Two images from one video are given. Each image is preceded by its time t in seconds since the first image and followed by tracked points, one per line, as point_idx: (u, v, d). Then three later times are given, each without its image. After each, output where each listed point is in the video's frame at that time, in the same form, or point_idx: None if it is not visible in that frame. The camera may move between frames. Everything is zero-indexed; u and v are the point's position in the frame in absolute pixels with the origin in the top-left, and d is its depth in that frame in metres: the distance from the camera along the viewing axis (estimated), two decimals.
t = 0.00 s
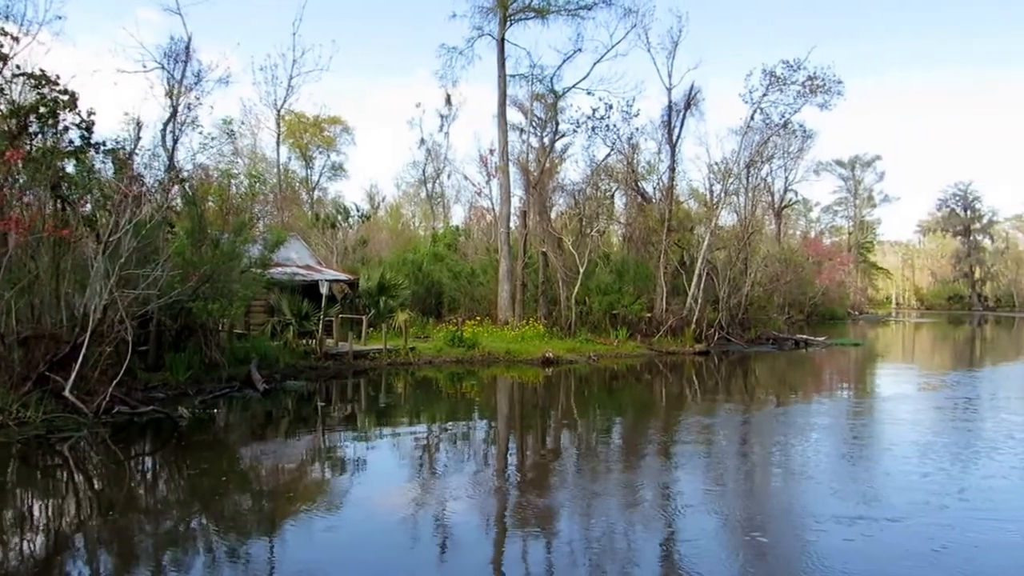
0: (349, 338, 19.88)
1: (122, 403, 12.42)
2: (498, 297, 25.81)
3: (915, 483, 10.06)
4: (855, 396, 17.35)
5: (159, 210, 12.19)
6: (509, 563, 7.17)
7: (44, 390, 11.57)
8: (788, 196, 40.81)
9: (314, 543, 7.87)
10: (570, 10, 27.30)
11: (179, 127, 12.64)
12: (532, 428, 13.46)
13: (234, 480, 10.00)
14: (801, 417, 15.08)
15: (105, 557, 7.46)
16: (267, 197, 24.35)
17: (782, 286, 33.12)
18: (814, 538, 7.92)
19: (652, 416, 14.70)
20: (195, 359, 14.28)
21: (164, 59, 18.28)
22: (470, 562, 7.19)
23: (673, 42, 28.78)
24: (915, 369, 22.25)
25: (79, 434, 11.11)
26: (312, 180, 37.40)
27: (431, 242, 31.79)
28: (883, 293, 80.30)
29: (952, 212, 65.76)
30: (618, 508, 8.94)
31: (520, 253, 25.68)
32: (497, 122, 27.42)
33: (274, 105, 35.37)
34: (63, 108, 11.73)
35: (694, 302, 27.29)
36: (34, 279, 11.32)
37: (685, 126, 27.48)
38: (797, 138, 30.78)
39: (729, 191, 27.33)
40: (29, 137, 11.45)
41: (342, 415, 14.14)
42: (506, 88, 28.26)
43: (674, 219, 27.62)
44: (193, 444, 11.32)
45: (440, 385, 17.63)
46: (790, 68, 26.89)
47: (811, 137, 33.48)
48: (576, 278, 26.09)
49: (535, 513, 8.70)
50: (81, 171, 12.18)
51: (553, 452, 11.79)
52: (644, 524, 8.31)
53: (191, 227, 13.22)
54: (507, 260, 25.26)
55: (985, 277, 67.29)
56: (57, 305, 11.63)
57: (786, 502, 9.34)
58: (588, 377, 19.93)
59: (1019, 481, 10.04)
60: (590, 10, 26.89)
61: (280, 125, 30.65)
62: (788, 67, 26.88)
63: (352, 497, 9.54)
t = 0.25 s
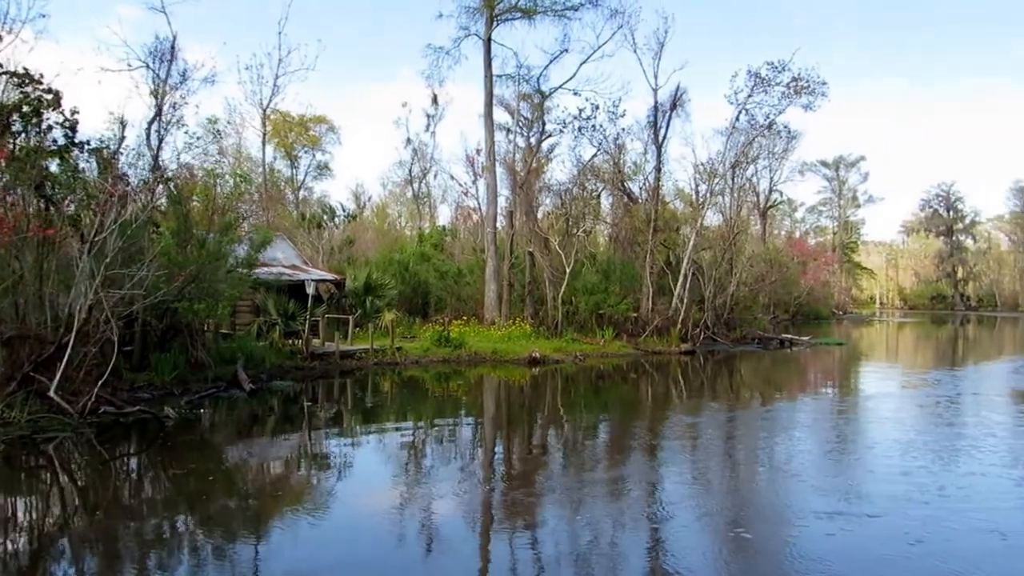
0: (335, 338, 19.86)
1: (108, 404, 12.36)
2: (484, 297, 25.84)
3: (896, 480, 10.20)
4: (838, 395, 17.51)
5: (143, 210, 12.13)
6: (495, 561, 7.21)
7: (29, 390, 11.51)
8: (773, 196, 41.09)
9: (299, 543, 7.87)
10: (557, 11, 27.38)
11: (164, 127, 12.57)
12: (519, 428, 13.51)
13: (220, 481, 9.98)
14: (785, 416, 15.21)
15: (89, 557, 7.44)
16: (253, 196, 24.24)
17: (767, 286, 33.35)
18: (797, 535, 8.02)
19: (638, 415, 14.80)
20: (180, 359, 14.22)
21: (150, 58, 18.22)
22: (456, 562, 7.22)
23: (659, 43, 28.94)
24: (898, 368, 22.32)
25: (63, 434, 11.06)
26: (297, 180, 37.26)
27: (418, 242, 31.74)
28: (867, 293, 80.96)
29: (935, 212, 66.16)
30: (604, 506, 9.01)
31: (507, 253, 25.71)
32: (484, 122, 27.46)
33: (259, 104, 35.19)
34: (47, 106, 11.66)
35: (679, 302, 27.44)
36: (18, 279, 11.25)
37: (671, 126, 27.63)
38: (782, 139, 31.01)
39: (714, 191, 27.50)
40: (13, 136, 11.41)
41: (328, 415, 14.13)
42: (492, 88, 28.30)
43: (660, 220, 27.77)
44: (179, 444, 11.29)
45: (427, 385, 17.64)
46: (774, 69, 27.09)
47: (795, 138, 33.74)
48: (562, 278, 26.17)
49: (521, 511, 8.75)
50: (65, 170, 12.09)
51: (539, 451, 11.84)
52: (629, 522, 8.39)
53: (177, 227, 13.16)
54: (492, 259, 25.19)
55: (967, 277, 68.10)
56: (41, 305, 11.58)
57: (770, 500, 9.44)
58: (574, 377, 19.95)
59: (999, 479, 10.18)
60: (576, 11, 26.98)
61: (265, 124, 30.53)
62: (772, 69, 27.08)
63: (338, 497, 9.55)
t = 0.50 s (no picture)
0: (321, 338, 19.83)
1: (94, 404, 12.33)
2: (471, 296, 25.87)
3: (877, 478, 10.35)
4: (822, 394, 17.68)
5: (128, 210, 12.08)
6: (480, 560, 7.27)
7: (14, 390, 11.46)
8: (759, 197, 41.35)
9: (285, 543, 7.90)
10: (543, 11, 27.46)
11: (150, 126, 12.53)
12: (506, 427, 13.56)
13: (206, 481, 9.98)
14: (770, 414, 15.36)
15: (74, 558, 7.44)
16: (238, 196, 24.16)
17: (752, 286, 33.56)
18: (780, 532, 8.14)
19: (624, 414, 14.90)
20: (166, 359, 14.17)
21: (135, 57, 18.13)
22: (442, 561, 7.26)
23: (645, 44, 29.10)
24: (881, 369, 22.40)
25: (49, 434, 11.02)
26: (282, 179, 37.12)
27: (404, 241, 31.69)
28: (851, 293, 81.61)
29: (919, 212, 66.41)
30: (589, 505, 9.09)
31: (493, 253, 25.75)
32: (470, 122, 27.50)
33: (244, 103, 35.01)
34: (31, 105, 11.61)
35: (665, 301, 27.59)
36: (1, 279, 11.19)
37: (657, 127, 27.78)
38: (767, 140, 31.25)
39: (700, 191, 27.67)
40: None
41: (314, 415, 14.13)
42: (479, 88, 28.36)
43: (646, 220, 27.91)
44: (165, 444, 11.27)
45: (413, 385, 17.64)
46: (759, 70, 27.30)
47: (780, 139, 33.99)
48: (549, 277, 26.25)
49: (508, 510, 8.82)
50: (50, 169, 12.03)
51: (526, 450, 11.91)
52: (614, 520, 8.47)
53: (163, 226, 13.12)
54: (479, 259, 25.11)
55: (951, 277, 68.94)
56: (26, 305, 11.53)
57: (753, 497, 9.55)
58: (560, 377, 20.00)
59: (978, 477, 10.34)
60: (562, 12, 27.06)
61: (250, 123, 30.41)
62: (758, 70, 27.29)
63: (323, 497, 9.56)
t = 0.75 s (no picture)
0: (308, 338, 19.81)
1: (80, 404, 12.29)
2: (457, 296, 25.89)
3: (859, 475, 10.50)
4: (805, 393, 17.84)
5: (114, 210, 12.03)
6: (466, 559, 7.32)
7: None
8: (745, 197, 41.61)
9: (270, 543, 7.91)
10: (529, 11, 27.52)
11: (135, 125, 12.47)
12: (492, 427, 13.62)
13: (192, 481, 9.98)
14: (754, 413, 15.49)
15: (59, 558, 7.43)
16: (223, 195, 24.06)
17: (737, 286, 33.78)
18: (763, 529, 8.24)
19: (610, 413, 15.01)
20: (152, 359, 14.13)
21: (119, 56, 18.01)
22: (427, 561, 7.30)
23: (631, 45, 29.25)
24: (865, 369, 22.46)
25: (34, 434, 10.99)
26: (268, 179, 36.99)
27: (390, 241, 31.64)
28: (836, 293, 82.24)
29: (903, 212, 66.90)
30: (575, 504, 9.17)
31: (479, 253, 25.78)
32: (457, 122, 27.52)
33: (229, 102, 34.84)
34: (15, 104, 11.53)
35: (651, 301, 27.74)
36: None
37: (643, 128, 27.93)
38: (752, 141, 31.47)
39: (686, 191, 27.83)
40: None
41: (301, 415, 14.12)
42: (465, 88, 28.38)
43: (632, 220, 28.05)
44: (151, 444, 11.25)
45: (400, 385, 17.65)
46: (745, 71, 27.49)
47: (765, 139, 34.25)
48: (535, 278, 26.31)
49: (494, 510, 8.87)
50: (34, 169, 11.96)
51: (512, 449, 11.97)
52: (599, 519, 8.55)
53: (148, 227, 13.07)
54: (466, 260, 25.32)
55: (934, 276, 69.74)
56: (11, 305, 11.48)
57: (736, 495, 9.67)
58: (546, 377, 20.05)
59: (958, 475, 10.48)
60: (548, 12, 27.13)
61: (236, 122, 30.29)
62: (743, 71, 27.48)
63: (308, 497, 9.58)
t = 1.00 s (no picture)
0: (294, 338, 19.79)
1: (66, 404, 12.26)
2: (444, 296, 25.90)
3: (842, 473, 10.63)
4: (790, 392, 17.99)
5: (100, 210, 11.99)
6: (453, 559, 7.37)
7: None
8: (730, 197, 41.85)
9: (257, 543, 7.92)
10: (516, 12, 27.59)
11: (121, 124, 12.44)
12: (478, 426, 13.68)
13: (178, 480, 9.98)
14: (740, 412, 15.62)
15: (44, 558, 7.42)
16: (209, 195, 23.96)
17: (723, 286, 34.00)
18: (747, 526, 8.34)
19: (596, 412, 15.11)
20: (138, 359, 14.09)
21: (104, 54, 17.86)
22: (414, 561, 7.33)
23: (617, 46, 29.38)
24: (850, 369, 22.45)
25: (20, 434, 10.96)
26: (253, 178, 36.84)
27: (377, 241, 31.61)
28: (821, 292, 82.86)
29: (887, 213, 67.35)
30: (562, 502, 9.23)
31: (466, 253, 25.80)
32: (443, 122, 27.55)
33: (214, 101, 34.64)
34: None
35: (637, 301, 27.88)
36: None
37: (629, 128, 28.07)
38: (737, 142, 31.70)
39: (672, 192, 27.99)
40: None
41: (287, 415, 14.11)
42: (451, 88, 28.42)
43: (618, 220, 28.18)
44: (137, 444, 11.23)
45: (387, 385, 17.65)
46: (730, 72, 27.67)
47: (751, 140, 34.48)
48: (522, 277, 26.38)
49: (481, 510, 8.92)
50: (19, 168, 11.90)
51: (498, 449, 12.03)
52: (586, 517, 8.62)
53: (134, 226, 13.03)
54: (452, 259, 25.10)
55: (919, 276, 70.45)
56: None
57: (721, 493, 9.76)
58: (533, 376, 20.07)
59: (940, 473, 10.61)
60: (535, 12, 27.21)
61: (221, 122, 30.18)
62: (728, 72, 27.65)
63: (294, 497, 9.58)
